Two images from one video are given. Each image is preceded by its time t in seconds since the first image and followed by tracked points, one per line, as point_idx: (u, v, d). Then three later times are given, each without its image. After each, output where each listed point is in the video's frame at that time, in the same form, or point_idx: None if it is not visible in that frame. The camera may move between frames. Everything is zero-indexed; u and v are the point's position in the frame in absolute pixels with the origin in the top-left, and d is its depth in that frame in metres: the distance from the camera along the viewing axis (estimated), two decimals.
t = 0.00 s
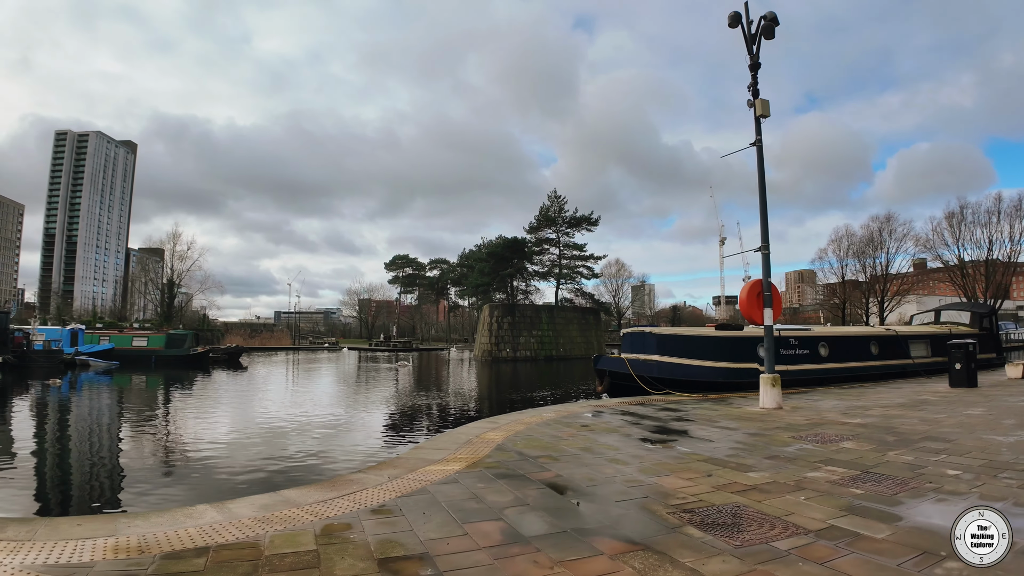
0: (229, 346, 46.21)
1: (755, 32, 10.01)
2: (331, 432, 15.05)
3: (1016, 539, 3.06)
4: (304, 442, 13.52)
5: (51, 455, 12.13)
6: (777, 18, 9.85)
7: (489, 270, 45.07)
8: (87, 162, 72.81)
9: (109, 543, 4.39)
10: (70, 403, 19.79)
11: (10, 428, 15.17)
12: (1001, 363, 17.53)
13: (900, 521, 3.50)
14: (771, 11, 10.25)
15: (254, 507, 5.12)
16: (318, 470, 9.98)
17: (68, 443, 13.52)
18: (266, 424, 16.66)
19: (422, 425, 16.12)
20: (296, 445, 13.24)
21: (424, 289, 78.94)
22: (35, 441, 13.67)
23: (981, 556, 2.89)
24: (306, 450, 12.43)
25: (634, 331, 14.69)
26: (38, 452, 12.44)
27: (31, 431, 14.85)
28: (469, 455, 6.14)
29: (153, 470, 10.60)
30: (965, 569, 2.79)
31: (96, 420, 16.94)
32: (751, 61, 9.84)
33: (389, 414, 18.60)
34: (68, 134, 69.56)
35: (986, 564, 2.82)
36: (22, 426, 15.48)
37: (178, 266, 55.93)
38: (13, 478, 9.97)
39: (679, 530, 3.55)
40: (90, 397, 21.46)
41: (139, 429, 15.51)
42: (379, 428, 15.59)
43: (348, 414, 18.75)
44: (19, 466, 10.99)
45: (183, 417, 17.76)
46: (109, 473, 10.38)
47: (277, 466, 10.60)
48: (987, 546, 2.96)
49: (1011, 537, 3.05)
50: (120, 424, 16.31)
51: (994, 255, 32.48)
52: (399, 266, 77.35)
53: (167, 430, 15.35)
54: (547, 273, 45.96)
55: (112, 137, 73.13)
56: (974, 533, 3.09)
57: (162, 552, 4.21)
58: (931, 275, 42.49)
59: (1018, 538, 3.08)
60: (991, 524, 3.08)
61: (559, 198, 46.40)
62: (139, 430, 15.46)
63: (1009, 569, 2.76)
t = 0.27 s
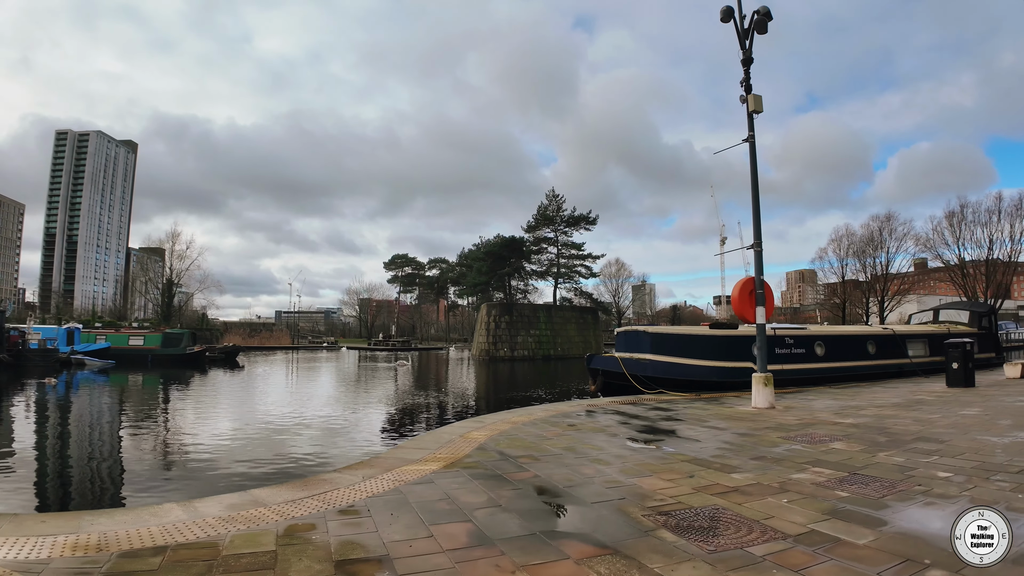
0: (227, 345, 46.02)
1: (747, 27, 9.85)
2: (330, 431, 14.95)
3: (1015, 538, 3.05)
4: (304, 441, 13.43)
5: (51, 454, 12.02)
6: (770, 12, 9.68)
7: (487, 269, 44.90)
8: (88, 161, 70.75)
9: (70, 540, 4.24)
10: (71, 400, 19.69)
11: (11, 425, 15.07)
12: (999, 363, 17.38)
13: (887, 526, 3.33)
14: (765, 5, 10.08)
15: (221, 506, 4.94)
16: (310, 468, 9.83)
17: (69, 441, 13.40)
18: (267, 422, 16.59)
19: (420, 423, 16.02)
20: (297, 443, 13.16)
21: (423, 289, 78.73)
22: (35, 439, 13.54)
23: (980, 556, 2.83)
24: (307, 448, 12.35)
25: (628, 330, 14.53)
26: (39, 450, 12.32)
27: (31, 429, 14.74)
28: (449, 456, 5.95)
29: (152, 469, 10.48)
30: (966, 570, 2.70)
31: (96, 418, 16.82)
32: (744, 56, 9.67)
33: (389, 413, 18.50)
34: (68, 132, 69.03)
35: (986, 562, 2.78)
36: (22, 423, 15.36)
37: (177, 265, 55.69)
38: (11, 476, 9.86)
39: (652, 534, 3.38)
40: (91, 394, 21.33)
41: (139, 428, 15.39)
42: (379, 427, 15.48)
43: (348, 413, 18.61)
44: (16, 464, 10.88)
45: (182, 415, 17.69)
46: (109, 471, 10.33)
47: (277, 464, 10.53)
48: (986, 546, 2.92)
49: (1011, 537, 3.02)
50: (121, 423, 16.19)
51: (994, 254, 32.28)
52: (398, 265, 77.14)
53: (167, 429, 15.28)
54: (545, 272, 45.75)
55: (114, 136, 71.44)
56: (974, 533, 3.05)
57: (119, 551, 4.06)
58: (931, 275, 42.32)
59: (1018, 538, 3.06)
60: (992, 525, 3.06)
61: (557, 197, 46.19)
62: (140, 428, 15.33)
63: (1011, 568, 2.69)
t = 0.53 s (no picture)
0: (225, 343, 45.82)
1: (740, 21, 9.66)
2: (330, 430, 14.87)
3: (1016, 538, 3.03)
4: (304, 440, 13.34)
5: (52, 451, 11.92)
6: (762, 6, 9.50)
7: (485, 267, 44.71)
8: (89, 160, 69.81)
9: (29, 542, 4.05)
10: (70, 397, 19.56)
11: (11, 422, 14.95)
12: (998, 362, 17.21)
13: (872, 535, 3.16)
14: None
15: (186, 508, 4.72)
16: (301, 467, 9.67)
17: (69, 439, 13.30)
18: (268, 421, 16.52)
19: (418, 422, 15.93)
20: (297, 442, 13.07)
21: (422, 287, 78.49)
22: (35, 436, 13.44)
23: (980, 557, 2.81)
24: (307, 446, 12.27)
25: (622, 328, 14.34)
26: (39, 448, 12.22)
27: (31, 426, 14.62)
28: (428, 457, 5.71)
29: (151, 467, 10.40)
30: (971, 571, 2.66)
31: (96, 414, 16.70)
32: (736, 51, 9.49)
33: (388, 411, 18.40)
34: (67, 131, 68.44)
35: (985, 562, 2.76)
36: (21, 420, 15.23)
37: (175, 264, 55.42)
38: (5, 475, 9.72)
39: (622, 542, 3.21)
40: (90, 391, 21.21)
41: (140, 425, 15.31)
42: (378, 425, 15.40)
43: (347, 411, 18.53)
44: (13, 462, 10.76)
45: (181, 413, 17.61)
46: (110, 468, 10.27)
47: (277, 462, 10.46)
48: (987, 545, 2.90)
49: (1011, 536, 3.01)
50: (121, 420, 16.09)
51: (994, 252, 32.04)
52: (397, 263, 76.92)
53: (168, 427, 15.22)
54: (543, 270, 45.55)
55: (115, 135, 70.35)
56: (974, 533, 3.04)
57: (76, 553, 3.86)
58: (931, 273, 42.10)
59: (1019, 537, 3.04)
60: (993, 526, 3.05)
61: (555, 195, 45.99)
62: (140, 426, 15.23)
63: (1014, 569, 2.66)
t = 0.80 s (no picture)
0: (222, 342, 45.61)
1: (731, 17, 9.50)
2: (329, 428, 14.79)
3: (1016, 539, 2.96)
4: (304, 438, 13.32)
5: (51, 449, 11.84)
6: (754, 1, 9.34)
7: (482, 266, 44.58)
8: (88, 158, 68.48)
9: None
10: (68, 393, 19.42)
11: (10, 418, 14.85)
12: (995, 361, 17.09)
13: (850, 542, 3.01)
14: None
15: (152, 506, 4.55)
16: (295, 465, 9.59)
17: (69, 437, 13.22)
18: (268, 419, 16.51)
19: (416, 420, 15.84)
20: (298, 439, 13.07)
21: (420, 286, 78.28)
22: (34, 433, 13.34)
23: (980, 557, 2.76)
24: (306, 445, 12.26)
25: (615, 326, 14.23)
26: (39, 445, 12.13)
27: (30, 423, 14.53)
28: (407, 456, 5.50)
29: (149, 466, 10.30)
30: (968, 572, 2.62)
31: (95, 412, 16.61)
32: (728, 48, 9.33)
33: (388, 409, 18.39)
34: (66, 129, 67.92)
35: (987, 564, 2.69)
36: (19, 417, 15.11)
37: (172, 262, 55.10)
38: None
39: (587, 548, 3.05)
40: (89, 388, 21.10)
41: (141, 424, 15.24)
42: (377, 423, 15.33)
43: (346, 409, 18.44)
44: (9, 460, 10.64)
45: (180, 411, 17.54)
46: (110, 466, 10.25)
47: (276, 460, 10.44)
48: (987, 546, 2.84)
49: (1012, 536, 2.94)
50: (121, 418, 16.00)
51: (993, 252, 31.87)
52: (396, 262, 76.75)
53: (168, 425, 15.19)
54: (540, 269, 45.38)
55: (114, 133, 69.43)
56: (974, 533, 2.98)
57: (35, 553, 3.67)
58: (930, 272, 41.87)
59: (1020, 538, 2.97)
60: (991, 523, 2.97)
61: (552, 194, 45.86)
62: (140, 424, 15.15)
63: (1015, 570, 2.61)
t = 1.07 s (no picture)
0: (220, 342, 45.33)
1: (723, 13, 9.35)
2: (328, 429, 14.62)
3: (1016, 537, 2.96)
4: (303, 438, 13.19)
5: (49, 449, 11.62)
6: None
7: (479, 266, 44.50)
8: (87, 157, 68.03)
9: None
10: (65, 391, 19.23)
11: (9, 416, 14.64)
12: (992, 362, 16.95)
13: (823, 553, 2.84)
14: None
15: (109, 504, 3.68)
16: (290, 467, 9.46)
17: (68, 436, 13.01)
18: (268, 419, 16.39)
19: (414, 419, 15.63)
20: (297, 440, 12.94)
21: (419, 286, 78.12)
22: (31, 432, 13.12)
23: (980, 556, 2.76)
24: (305, 446, 12.12)
25: (608, 326, 14.19)
26: (36, 445, 11.91)
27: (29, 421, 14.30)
28: (390, 455, 4.81)
29: (147, 467, 10.09)
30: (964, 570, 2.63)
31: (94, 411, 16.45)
32: (719, 44, 9.16)
33: (388, 408, 18.26)
34: (65, 128, 67.60)
35: (986, 564, 2.69)
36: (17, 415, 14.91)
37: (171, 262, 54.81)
38: None
39: (555, 554, 2.70)
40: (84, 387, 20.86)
41: (141, 424, 15.07)
42: (376, 424, 15.17)
43: (345, 409, 18.31)
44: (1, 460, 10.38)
45: (180, 411, 17.45)
46: (107, 467, 10.10)
47: (274, 461, 10.31)
48: (987, 545, 2.84)
49: (1012, 536, 2.92)
50: (121, 418, 15.81)
51: (993, 252, 31.70)
52: (395, 262, 76.62)
53: (167, 425, 15.07)
54: (538, 269, 45.23)
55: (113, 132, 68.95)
56: (974, 532, 2.96)
57: None
58: (930, 272, 41.70)
59: (1019, 540, 2.95)
60: (992, 522, 2.97)
61: (551, 194, 45.79)
62: (140, 424, 14.97)
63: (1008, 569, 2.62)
